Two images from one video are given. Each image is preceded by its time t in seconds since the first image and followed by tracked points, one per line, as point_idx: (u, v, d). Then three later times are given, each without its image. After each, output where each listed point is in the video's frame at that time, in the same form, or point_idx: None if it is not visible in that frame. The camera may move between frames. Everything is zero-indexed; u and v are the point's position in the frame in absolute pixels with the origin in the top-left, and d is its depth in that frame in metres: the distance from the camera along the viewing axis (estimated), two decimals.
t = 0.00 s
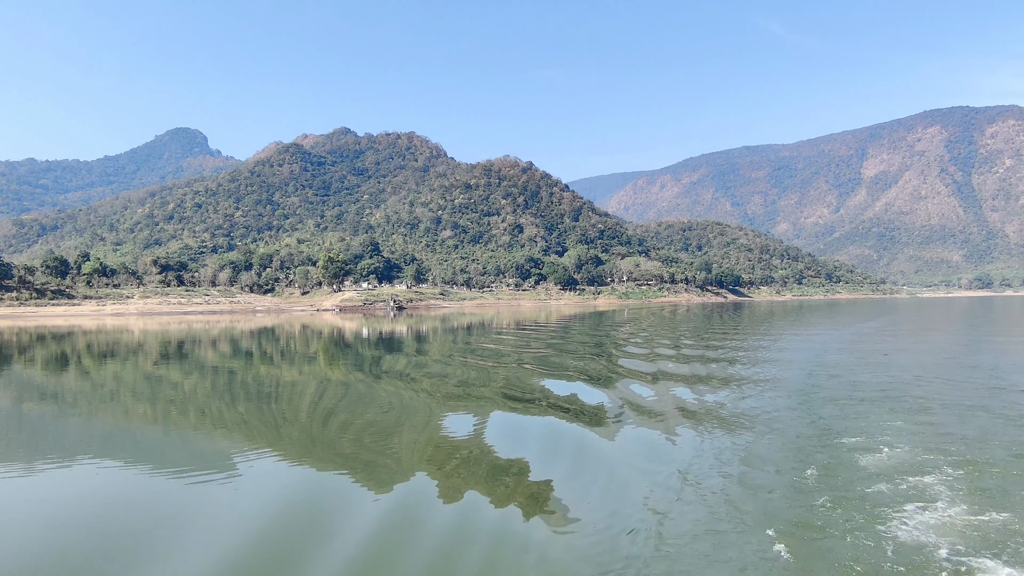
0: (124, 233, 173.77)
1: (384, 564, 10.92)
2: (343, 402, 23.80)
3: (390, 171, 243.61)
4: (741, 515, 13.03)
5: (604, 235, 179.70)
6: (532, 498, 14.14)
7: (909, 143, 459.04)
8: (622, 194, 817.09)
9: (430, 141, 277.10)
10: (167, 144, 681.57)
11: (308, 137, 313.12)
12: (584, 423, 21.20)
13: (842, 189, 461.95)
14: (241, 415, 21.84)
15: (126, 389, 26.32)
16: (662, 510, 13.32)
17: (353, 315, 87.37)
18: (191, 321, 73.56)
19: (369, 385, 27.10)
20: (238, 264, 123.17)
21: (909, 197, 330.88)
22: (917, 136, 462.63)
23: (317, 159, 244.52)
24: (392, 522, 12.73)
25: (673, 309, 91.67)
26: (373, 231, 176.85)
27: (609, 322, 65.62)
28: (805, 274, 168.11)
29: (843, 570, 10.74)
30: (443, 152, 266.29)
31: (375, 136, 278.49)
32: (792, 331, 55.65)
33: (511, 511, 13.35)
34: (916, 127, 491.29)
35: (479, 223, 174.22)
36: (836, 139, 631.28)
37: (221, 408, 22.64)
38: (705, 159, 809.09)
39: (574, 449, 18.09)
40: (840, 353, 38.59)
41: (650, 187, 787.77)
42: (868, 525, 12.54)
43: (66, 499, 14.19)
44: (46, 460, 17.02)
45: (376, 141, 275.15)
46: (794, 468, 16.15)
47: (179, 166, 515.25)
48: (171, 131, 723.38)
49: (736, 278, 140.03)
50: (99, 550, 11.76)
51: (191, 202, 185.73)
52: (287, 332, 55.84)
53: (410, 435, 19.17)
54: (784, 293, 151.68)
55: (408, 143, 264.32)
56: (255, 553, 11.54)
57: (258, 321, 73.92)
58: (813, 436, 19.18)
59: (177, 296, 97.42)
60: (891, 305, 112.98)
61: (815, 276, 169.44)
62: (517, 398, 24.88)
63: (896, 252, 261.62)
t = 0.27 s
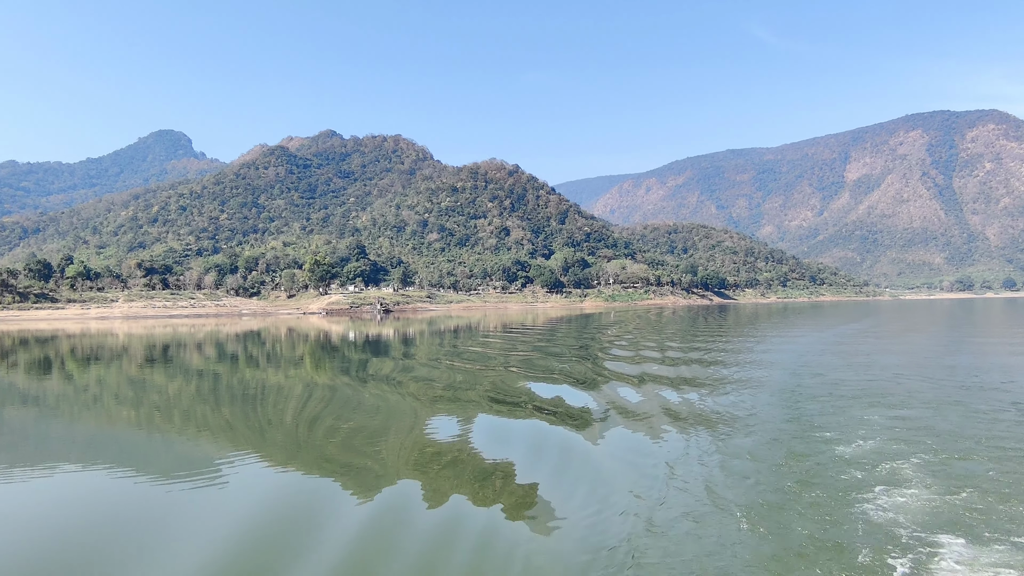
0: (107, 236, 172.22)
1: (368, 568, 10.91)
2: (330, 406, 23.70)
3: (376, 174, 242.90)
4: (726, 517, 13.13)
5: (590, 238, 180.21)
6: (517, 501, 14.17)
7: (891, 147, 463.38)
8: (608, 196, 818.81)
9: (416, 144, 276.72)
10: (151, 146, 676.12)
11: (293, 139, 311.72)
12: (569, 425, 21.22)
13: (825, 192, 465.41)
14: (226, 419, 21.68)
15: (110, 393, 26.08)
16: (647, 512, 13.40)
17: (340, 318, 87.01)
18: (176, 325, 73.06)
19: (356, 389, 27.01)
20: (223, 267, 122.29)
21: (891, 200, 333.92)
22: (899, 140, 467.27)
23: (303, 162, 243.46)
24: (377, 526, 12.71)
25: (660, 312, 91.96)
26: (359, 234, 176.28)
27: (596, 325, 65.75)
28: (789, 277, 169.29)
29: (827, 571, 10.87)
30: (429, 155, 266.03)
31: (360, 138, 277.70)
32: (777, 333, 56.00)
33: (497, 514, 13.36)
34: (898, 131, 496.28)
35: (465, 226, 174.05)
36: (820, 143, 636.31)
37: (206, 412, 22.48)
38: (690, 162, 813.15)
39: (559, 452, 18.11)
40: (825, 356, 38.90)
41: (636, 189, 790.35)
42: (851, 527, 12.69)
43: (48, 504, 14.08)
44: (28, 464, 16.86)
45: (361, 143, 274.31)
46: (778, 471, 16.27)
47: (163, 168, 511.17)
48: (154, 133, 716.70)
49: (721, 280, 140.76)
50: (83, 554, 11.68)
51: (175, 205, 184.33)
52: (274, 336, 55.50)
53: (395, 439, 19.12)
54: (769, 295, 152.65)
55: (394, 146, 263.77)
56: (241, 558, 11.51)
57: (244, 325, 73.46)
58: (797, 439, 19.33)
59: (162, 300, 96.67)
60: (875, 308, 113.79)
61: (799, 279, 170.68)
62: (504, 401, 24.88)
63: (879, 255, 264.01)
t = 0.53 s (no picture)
0: (90, 240, 170.54)
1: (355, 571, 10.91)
2: (315, 410, 23.59)
3: (362, 177, 242.14)
4: (709, 518, 13.23)
5: (576, 241, 180.67)
6: (502, 505, 14.17)
7: (874, 151, 467.65)
8: (593, 200, 821.00)
9: (402, 147, 276.12)
10: (134, 150, 670.34)
11: (278, 142, 310.18)
12: (555, 428, 21.24)
13: (809, 196, 469.32)
14: (210, 425, 21.51)
15: (93, 398, 25.81)
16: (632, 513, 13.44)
17: (326, 322, 86.69)
18: (161, 329, 72.46)
19: (341, 393, 26.91)
20: (208, 271, 121.44)
21: (874, 203, 336.86)
22: (881, 144, 471.47)
23: (288, 165, 242.25)
24: (360, 530, 12.66)
25: (645, 315, 92.44)
26: (345, 237, 175.71)
27: (582, 328, 65.86)
28: (773, 279, 170.37)
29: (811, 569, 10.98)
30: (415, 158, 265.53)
31: (346, 142, 276.70)
32: (761, 335, 56.25)
33: (483, 517, 13.32)
34: (880, 135, 500.89)
35: (452, 229, 173.83)
36: (803, 146, 640.87)
37: (190, 418, 22.29)
38: (675, 166, 816.62)
39: (544, 455, 18.11)
40: (809, 358, 39.14)
41: (621, 193, 792.69)
42: (833, 525, 12.84)
43: (28, 511, 13.94)
44: (8, 471, 16.64)
45: (347, 146, 273.41)
46: (761, 472, 16.38)
47: (146, 171, 506.46)
48: (137, 136, 710.90)
49: (706, 283, 141.43)
50: (63, 561, 11.55)
51: (159, 208, 182.99)
52: (259, 340, 55.16)
53: (380, 444, 19.04)
54: (753, 298, 153.58)
55: (380, 149, 263.19)
56: (224, 563, 11.45)
57: (230, 329, 72.95)
58: (780, 439, 19.48)
59: (147, 304, 95.92)
60: (857, 310, 114.82)
61: (783, 281, 171.84)
62: (489, 405, 24.86)
63: (862, 258, 266.25)
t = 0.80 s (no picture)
0: (73, 241, 168.88)
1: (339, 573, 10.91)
2: (300, 412, 23.51)
3: (348, 178, 241.27)
4: (693, 518, 13.31)
5: (563, 242, 180.99)
6: (487, 506, 14.19)
7: (857, 153, 471.28)
8: (580, 201, 822.47)
9: (389, 148, 275.30)
10: (117, 149, 663.91)
11: (264, 143, 308.46)
12: (541, 429, 21.31)
13: (794, 198, 472.78)
14: (194, 427, 21.38)
15: (76, 400, 25.58)
16: (617, 514, 13.53)
17: (313, 323, 86.41)
18: (146, 331, 71.91)
19: (327, 395, 26.83)
20: (193, 272, 120.63)
21: (858, 205, 339.50)
22: (865, 147, 475.24)
23: (274, 166, 240.95)
24: (345, 532, 12.65)
25: (632, 316, 92.83)
26: (332, 238, 174.95)
27: (568, 329, 65.97)
28: (759, 281, 171.35)
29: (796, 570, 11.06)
30: (402, 160, 264.86)
31: (333, 142, 275.56)
32: (746, 336, 56.64)
33: (467, 520, 13.34)
34: (864, 138, 504.95)
35: (439, 231, 173.60)
36: (788, 149, 644.80)
37: (175, 420, 22.18)
38: (661, 168, 819.49)
39: (530, 457, 18.14)
40: (792, 358, 39.48)
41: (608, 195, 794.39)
42: (816, 526, 12.93)
43: (9, 513, 13.82)
44: None
45: (333, 147, 272.29)
46: (746, 472, 16.49)
47: (130, 172, 501.93)
48: (121, 136, 704.73)
49: (692, 285, 142.12)
50: (44, 564, 11.44)
51: (143, 209, 181.53)
52: (245, 341, 54.83)
53: (365, 445, 19.01)
54: (739, 299, 154.45)
55: (366, 151, 262.48)
56: (208, 565, 11.42)
57: (215, 330, 72.45)
58: (764, 439, 19.63)
59: (132, 305, 95.16)
60: (841, 311, 115.55)
61: (768, 283, 172.89)
62: (475, 406, 24.88)
63: (846, 259, 268.39)
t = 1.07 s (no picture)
0: (56, 240, 167.17)
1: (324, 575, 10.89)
2: (285, 413, 23.43)
3: (335, 178, 240.29)
4: (675, 518, 13.44)
5: (549, 243, 181.27)
6: (472, 507, 14.19)
7: (841, 155, 474.85)
8: (567, 202, 823.38)
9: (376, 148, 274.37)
10: (100, 148, 657.94)
11: (249, 142, 306.67)
12: (527, 430, 21.34)
13: (778, 199, 475.76)
14: (180, 428, 21.26)
15: (60, 401, 25.34)
16: (602, 513, 13.60)
17: (300, 323, 86.00)
18: (132, 331, 71.27)
19: (313, 396, 26.78)
20: (178, 272, 119.67)
21: (842, 207, 342.10)
22: (849, 149, 478.89)
23: (260, 165, 239.57)
24: (329, 533, 12.61)
25: (619, 317, 93.10)
26: (318, 238, 174.16)
27: (555, 329, 66.01)
28: (744, 282, 172.28)
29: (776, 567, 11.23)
30: (388, 160, 264.07)
31: (319, 142, 274.32)
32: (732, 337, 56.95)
33: (452, 521, 13.33)
34: (848, 140, 508.87)
35: (426, 231, 173.25)
36: (772, 150, 648.72)
37: (159, 421, 22.01)
38: (647, 169, 821.93)
39: (515, 458, 18.13)
40: (778, 358, 39.72)
41: (594, 196, 795.83)
42: (801, 525, 12.99)
43: None
44: None
45: (320, 147, 271.11)
46: (730, 473, 16.55)
47: (114, 171, 497.24)
48: (105, 135, 698.41)
49: (678, 285, 142.69)
50: (26, 565, 11.38)
51: (128, 208, 179.98)
52: (231, 341, 54.49)
53: (350, 447, 18.95)
54: (724, 300, 155.23)
55: (353, 150, 261.32)
56: (192, 566, 11.37)
57: (202, 331, 72.03)
58: (747, 439, 19.82)
59: (117, 305, 94.36)
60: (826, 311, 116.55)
61: (753, 284, 173.87)
62: (462, 407, 24.86)
63: (830, 260, 270.44)
